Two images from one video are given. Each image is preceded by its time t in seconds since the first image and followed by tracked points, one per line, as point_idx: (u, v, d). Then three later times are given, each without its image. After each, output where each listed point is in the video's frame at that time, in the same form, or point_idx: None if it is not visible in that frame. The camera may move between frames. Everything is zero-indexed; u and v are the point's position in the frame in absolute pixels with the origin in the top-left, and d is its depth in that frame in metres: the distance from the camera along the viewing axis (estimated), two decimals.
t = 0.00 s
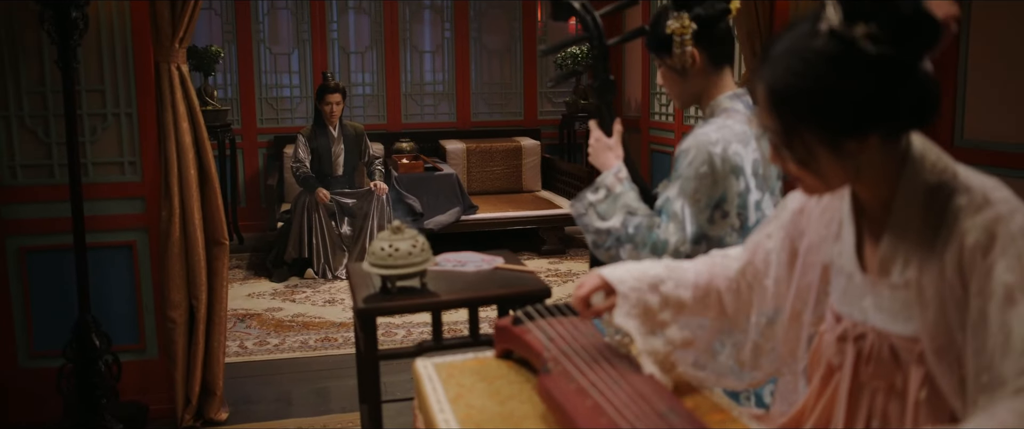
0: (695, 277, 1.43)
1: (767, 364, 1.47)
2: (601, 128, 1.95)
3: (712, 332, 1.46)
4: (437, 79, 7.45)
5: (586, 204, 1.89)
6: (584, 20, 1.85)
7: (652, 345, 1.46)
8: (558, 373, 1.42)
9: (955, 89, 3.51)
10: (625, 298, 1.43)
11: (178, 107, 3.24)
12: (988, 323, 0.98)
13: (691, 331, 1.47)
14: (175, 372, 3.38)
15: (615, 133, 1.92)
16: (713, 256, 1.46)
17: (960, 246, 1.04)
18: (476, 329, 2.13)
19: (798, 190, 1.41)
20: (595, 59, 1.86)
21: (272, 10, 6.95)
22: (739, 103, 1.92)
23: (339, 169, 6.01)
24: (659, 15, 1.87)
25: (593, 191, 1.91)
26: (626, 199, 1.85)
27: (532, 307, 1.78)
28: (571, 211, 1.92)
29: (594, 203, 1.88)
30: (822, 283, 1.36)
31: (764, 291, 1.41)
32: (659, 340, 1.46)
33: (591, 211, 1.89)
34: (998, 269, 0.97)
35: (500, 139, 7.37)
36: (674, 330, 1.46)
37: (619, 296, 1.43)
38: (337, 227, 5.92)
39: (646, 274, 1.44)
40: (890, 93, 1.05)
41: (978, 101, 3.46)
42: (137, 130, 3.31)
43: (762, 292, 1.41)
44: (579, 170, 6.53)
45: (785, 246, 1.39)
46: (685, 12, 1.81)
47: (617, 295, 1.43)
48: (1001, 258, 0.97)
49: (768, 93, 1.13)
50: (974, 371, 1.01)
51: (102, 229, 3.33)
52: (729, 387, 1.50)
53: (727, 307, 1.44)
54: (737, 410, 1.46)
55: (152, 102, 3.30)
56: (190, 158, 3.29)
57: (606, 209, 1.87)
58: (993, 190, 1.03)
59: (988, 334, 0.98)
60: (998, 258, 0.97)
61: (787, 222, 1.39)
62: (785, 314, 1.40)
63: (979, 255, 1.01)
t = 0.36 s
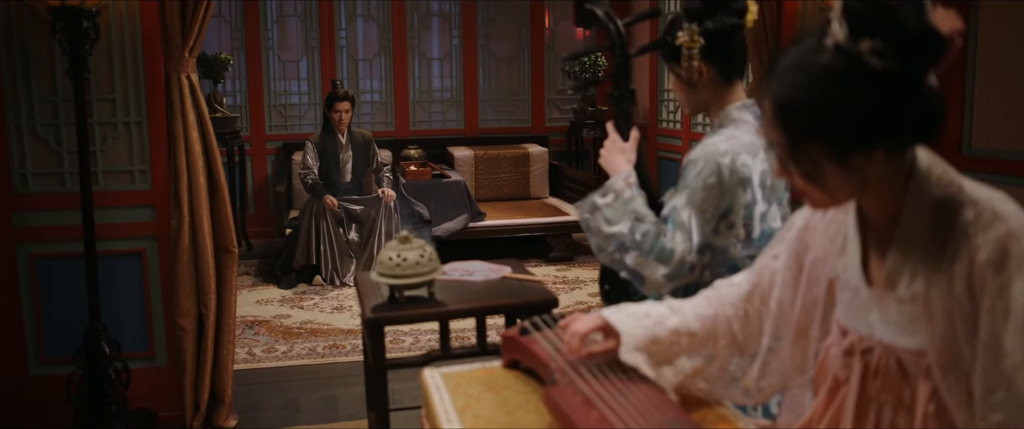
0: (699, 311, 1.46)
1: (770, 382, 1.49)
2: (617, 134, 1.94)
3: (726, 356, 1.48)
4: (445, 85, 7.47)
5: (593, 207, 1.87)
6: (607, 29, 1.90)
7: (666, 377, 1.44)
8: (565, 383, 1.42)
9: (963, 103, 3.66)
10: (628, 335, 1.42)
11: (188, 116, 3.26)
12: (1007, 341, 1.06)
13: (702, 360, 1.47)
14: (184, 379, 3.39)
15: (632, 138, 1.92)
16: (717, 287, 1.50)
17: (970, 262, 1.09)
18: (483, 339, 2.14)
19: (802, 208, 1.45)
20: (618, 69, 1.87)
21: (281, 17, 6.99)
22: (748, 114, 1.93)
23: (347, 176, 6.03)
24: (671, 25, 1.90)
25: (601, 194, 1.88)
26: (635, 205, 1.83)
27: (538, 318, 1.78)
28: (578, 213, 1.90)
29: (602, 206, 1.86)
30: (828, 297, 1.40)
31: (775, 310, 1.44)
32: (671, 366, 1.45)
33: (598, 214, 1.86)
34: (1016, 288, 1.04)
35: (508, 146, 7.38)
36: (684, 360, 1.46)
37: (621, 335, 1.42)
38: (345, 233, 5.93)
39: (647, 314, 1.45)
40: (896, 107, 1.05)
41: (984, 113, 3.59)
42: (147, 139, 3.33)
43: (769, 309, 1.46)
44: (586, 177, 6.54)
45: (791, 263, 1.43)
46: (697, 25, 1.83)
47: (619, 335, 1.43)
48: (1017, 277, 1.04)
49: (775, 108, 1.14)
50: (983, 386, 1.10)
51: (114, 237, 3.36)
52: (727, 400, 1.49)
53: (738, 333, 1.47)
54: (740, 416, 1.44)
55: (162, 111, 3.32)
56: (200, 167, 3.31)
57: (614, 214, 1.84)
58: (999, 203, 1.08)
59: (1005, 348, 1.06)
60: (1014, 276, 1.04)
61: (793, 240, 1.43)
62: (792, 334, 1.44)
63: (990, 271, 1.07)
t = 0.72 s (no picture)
0: (717, 331, 1.46)
1: (779, 392, 1.49)
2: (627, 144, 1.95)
3: (743, 375, 1.47)
4: (451, 93, 7.50)
5: (602, 215, 1.86)
6: (616, 40, 1.85)
7: (684, 402, 1.43)
8: (570, 395, 1.42)
9: (969, 118, 3.74)
10: (649, 357, 1.42)
11: (196, 125, 3.29)
12: (1010, 353, 1.05)
13: (723, 383, 1.45)
14: (192, 386, 3.40)
15: (640, 147, 1.91)
16: (733, 303, 1.50)
17: (972, 275, 1.10)
18: (489, 349, 2.14)
19: (811, 223, 1.47)
20: (626, 79, 1.87)
21: (289, 25, 7.03)
22: (757, 125, 1.94)
23: (354, 183, 6.05)
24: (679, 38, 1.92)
25: (610, 201, 1.88)
26: (644, 213, 1.83)
27: (545, 329, 1.78)
28: (587, 219, 1.88)
29: (611, 214, 1.85)
30: (836, 309, 1.42)
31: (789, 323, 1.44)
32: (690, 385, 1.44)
33: (607, 221, 1.85)
34: (1015, 299, 1.04)
35: (515, 154, 7.40)
36: (703, 382, 1.44)
37: (641, 358, 1.42)
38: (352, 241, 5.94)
39: (666, 337, 1.45)
40: (902, 121, 1.06)
41: (989, 126, 3.66)
42: (155, 148, 3.35)
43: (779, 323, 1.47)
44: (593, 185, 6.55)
45: (801, 277, 1.44)
46: (703, 41, 1.84)
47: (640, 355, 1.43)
48: (1017, 289, 1.04)
49: (780, 124, 1.15)
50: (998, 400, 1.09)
51: (122, 246, 3.37)
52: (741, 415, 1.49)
53: (754, 350, 1.47)
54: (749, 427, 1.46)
55: (170, 120, 3.34)
56: (208, 175, 3.33)
57: (622, 221, 1.84)
58: (1005, 217, 1.08)
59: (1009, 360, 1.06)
60: (1014, 288, 1.05)
61: (804, 255, 1.44)
62: (800, 344, 1.45)
63: (992, 284, 1.07)
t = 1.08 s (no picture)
0: (731, 341, 1.47)
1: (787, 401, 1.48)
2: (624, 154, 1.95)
3: (757, 383, 1.48)
4: (456, 98, 7.51)
5: (601, 225, 1.86)
6: (614, 52, 1.85)
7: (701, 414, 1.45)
8: (573, 405, 1.44)
9: (975, 131, 3.76)
10: (666, 369, 1.44)
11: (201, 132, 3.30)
12: (1008, 366, 1.05)
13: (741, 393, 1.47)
14: (197, 392, 3.40)
15: (638, 156, 1.90)
16: (747, 312, 1.51)
17: (970, 290, 1.10)
18: (493, 358, 2.14)
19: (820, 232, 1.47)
20: (624, 90, 1.88)
21: (294, 31, 7.05)
22: (756, 134, 1.95)
23: (359, 190, 6.05)
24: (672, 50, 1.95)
25: (610, 211, 1.88)
26: (642, 223, 1.83)
27: (551, 337, 1.79)
28: (587, 230, 1.89)
29: (610, 225, 1.85)
30: (842, 318, 1.41)
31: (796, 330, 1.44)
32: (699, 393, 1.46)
33: (606, 232, 1.86)
34: (1010, 313, 1.04)
35: (519, 159, 7.41)
36: (718, 392, 1.46)
37: (658, 368, 1.44)
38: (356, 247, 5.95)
39: (683, 349, 1.46)
40: (904, 134, 1.08)
41: (995, 135, 3.67)
42: (161, 156, 3.37)
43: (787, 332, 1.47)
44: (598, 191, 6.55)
45: (810, 285, 1.44)
46: (693, 54, 1.87)
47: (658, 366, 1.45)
48: (1012, 301, 1.04)
49: (782, 136, 1.18)
50: (999, 413, 1.08)
51: (128, 252, 3.39)
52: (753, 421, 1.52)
53: (769, 358, 1.47)
54: None
55: (176, 128, 3.36)
56: (213, 183, 3.34)
57: (622, 231, 1.84)
58: (1008, 232, 1.08)
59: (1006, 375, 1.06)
60: (1009, 301, 1.05)
61: (813, 263, 1.44)
62: (806, 351, 1.44)
63: (989, 297, 1.08)
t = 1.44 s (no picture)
0: (756, 339, 1.52)
1: (795, 402, 1.49)
2: (623, 161, 1.96)
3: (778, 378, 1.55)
4: (461, 102, 7.52)
5: (602, 233, 1.84)
6: (612, 62, 1.84)
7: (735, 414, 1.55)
8: (578, 412, 1.44)
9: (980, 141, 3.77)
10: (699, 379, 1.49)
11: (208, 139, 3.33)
12: (1011, 377, 1.07)
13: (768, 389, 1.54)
14: (204, 396, 3.42)
15: (638, 163, 1.92)
16: (768, 304, 1.53)
17: (974, 301, 1.11)
18: (499, 364, 2.15)
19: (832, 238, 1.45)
20: (624, 100, 1.88)
21: (300, 36, 7.07)
22: (759, 139, 1.96)
23: (365, 194, 6.06)
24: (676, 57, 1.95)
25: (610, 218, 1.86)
26: (646, 230, 1.82)
27: (556, 343, 1.79)
28: (587, 239, 1.87)
29: (612, 233, 1.84)
30: (853, 323, 1.39)
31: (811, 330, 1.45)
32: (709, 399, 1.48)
33: (608, 240, 1.84)
34: (1013, 325, 1.06)
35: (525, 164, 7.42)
36: (749, 391, 1.55)
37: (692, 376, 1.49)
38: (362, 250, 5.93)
39: (713, 351, 1.50)
40: (912, 143, 1.08)
41: (1002, 141, 3.67)
42: (169, 162, 3.38)
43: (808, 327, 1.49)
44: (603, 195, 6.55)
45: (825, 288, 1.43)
46: (699, 60, 1.88)
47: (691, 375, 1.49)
48: (1015, 313, 1.06)
49: (791, 147, 1.19)
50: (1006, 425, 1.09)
51: (136, 257, 3.40)
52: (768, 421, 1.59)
53: (791, 353, 1.52)
54: None
55: (184, 134, 3.38)
56: (219, 188, 3.36)
57: (625, 239, 1.83)
58: (1014, 243, 1.10)
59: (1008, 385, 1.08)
60: (1012, 313, 1.06)
61: (828, 266, 1.43)
62: (819, 352, 1.43)
63: (991, 309, 1.09)
